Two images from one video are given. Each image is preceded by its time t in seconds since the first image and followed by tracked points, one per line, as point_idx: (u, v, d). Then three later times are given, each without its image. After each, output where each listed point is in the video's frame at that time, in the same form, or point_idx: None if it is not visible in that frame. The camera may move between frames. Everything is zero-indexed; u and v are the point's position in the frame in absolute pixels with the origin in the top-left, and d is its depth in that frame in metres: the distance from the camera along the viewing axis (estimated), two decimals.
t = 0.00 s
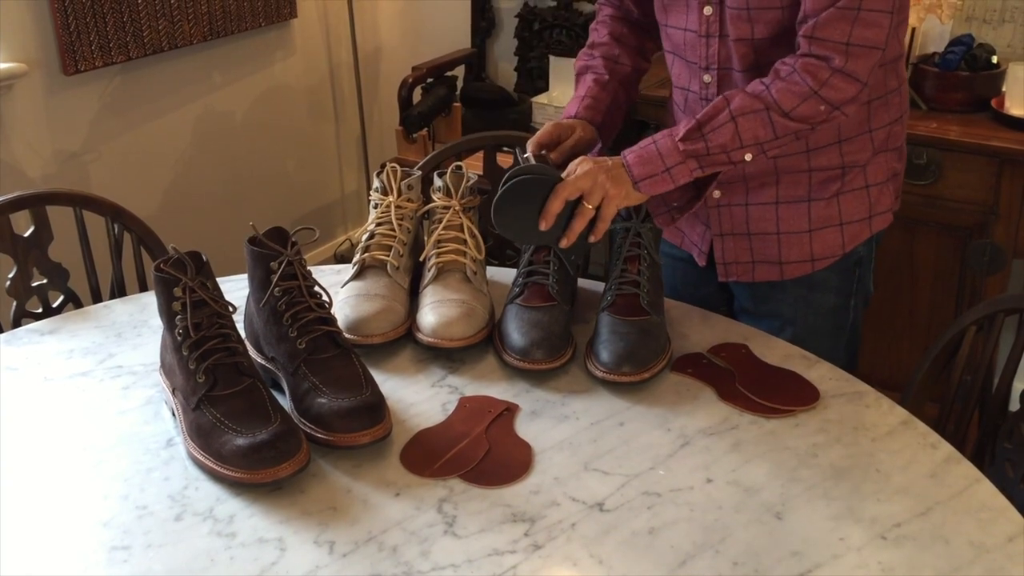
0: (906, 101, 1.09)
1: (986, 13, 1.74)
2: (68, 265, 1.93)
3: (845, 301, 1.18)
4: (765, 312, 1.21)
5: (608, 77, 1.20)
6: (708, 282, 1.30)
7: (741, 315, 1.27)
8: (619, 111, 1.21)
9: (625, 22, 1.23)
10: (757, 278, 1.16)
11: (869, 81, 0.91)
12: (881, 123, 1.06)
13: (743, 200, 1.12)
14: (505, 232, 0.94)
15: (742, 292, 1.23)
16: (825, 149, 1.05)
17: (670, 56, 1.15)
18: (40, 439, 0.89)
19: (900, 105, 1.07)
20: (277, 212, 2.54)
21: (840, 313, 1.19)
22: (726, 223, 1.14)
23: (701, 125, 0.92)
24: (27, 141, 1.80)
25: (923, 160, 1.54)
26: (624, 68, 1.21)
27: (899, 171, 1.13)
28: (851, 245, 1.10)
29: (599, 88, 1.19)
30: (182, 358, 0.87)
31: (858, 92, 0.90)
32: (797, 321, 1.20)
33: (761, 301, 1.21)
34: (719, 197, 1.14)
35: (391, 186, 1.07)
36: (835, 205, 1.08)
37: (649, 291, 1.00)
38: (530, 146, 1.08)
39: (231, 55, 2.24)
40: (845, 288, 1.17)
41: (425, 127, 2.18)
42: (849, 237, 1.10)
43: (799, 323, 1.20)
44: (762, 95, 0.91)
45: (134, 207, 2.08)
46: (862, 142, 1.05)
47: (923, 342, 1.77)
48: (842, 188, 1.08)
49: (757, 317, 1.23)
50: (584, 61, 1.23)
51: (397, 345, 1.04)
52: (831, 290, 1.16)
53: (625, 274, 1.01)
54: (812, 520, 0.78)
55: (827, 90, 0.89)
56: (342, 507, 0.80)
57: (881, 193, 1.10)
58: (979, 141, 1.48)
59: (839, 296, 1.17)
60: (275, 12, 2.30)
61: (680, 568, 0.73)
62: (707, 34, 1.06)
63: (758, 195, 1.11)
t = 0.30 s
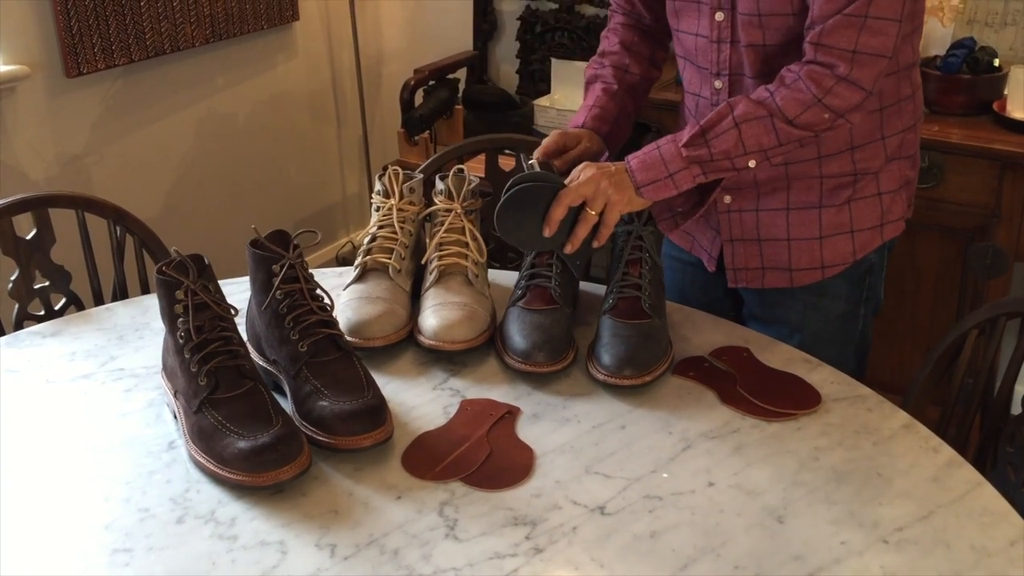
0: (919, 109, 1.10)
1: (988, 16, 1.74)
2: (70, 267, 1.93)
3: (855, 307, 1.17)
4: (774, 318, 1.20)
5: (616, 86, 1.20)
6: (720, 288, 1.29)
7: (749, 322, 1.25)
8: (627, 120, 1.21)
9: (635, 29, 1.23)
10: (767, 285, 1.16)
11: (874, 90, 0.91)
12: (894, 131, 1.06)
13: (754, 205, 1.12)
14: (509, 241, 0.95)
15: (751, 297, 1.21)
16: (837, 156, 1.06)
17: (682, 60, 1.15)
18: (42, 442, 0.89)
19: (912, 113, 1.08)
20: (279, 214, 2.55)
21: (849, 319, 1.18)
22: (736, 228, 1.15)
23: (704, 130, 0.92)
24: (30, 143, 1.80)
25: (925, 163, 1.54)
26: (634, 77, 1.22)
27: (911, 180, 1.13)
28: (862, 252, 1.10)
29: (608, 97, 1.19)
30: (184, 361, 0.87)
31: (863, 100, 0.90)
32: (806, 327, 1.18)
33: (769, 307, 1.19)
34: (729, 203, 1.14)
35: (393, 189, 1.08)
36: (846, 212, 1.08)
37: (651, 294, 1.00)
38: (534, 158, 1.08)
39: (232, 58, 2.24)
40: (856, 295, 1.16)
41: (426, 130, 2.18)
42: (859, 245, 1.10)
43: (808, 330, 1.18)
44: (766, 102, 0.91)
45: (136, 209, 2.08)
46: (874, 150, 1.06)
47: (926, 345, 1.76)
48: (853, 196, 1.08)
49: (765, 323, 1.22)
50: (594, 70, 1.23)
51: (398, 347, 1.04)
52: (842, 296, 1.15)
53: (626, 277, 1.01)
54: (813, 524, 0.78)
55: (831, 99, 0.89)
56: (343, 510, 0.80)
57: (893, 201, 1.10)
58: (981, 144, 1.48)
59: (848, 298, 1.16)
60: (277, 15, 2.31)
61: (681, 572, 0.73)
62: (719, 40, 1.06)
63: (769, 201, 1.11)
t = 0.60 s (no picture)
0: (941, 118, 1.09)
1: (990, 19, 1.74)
2: (73, 270, 1.94)
3: (875, 316, 1.16)
4: (795, 324, 1.18)
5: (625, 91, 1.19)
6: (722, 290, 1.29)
7: (767, 328, 1.24)
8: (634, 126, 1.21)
9: (653, 33, 1.21)
10: (787, 291, 1.15)
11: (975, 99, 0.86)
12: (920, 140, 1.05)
13: (776, 212, 1.11)
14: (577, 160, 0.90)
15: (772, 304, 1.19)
16: (863, 165, 1.04)
17: (708, 66, 1.12)
18: (44, 445, 0.89)
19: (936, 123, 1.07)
20: (281, 216, 2.55)
21: (869, 327, 1.16)
22: (757, 235, 1.14)
23: (801, 101, 0.87)
24: (33, 146, 1.81)
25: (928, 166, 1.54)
26: (645, 81, 1.20)
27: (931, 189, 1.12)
28: (884, 260, 1.10)
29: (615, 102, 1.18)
30: (187, 364, 0.87)
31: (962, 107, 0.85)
32: (827, 334, 1.16)
33: (791, 312, 1.18)
34: (751, 209, 1.13)
35: (395, 193, 1.08)
36: (870, 220, 1.07)
37: (653, 298, 1.00)
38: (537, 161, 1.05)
39: (235, 61, 2.24)
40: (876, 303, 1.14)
41: (429, 132, 2.18)
42: (882, 253, 1.09)
43: (828, 337, 1.16)
44: (868, 89, 0.85)
45: (139, 212, 2.08)
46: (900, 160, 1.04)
47: (928, 348, 1.76)
48: (878, 205, 1.07)
49: (786, 330, 1.20)
50: (607, 74, 1.22)
51: (401, 351, 1.04)
52: (864, 304, 1.13)
53: (628, 281, 1.01)
54: (815, 528, 0.78)
55: (934, 100, 0.84)
56: (345, 514, 0.80)
57: (914, 210, 1.09)
58: (984, 147, 1.48)
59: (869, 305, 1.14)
60: (280, 18, 2.31)
61: None
62: (749, 49, 1.02)
63: (792, 208, 1.10)
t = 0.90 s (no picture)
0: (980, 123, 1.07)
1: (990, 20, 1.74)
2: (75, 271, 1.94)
3: (915, 320, 1.15)
4: (835, 326, 1.17)
5: (622, 74, 1.18)
6: (724, 290, 1.29)
7: (806, 329, 1.23)
8: (628, 110, 1.19)
9: (661, 18, 1.22)
10: (830, 298, 1.14)
11: None
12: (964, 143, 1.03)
13: (817, 218, 1.11)
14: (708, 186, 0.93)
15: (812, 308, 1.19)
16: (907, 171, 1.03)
17: (751, 69, 1.12)
18: (47, 446, 0.89)
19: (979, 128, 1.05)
20: (282, 217, 2.55)
21: (909, 330, 1.16)
22: (798, 241, 1.13)
23: (936, 113, 0.91)
24: (36, 148, 1.81)
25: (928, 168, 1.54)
26: (645, 64, 1.20)
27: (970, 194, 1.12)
28: (928, 266, 1.09)
29: (611, 86, 1.17)
30: (188, 365, 0.87)
31: None
32: (868, 338, 1.16)
33: (832, 316, 1.17)
34: (793, 216, 1.12)
35: (396, 194, 1.08)
36: (916, 225, 1.06)
37: (654, 299, 1.00)
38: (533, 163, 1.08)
39: (237, 62, 2.25)
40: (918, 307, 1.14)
41: (430, 133, 2.18)
42: (926, 258, 1.09)
43: (869, 341, 1.16)
44: (1005, 84, 0.89)
45: (141, 212, 2.09)
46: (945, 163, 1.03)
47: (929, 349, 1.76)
48: (922, 209, 1.06)
49: (825, 332, 1.19)
50: (607, 56, 1.22)
51: (402, 352, 1.05)
52: (906, 308, 1.13)
53: (629, 282, 1.01)
54: (817, 529, 0.78)
55: None
56: (346, 514, 0.80)
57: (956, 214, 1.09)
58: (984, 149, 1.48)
59: (914, 312, 1.14)
60: (281, 19, 2.31)
61: None
62: (800, 52, 1.02)
63: (834, 213, 1.09)
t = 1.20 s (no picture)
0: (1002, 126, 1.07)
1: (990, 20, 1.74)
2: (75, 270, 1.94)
3: (932, 324, 1.16)
4: (854, 329, 1.18)
5: (627, 72, 1.18)
6: (740, 294, 1.29)
7: (824, 329, 1.24)
8: (633, 110, 1.18)
9: (672, 16, 1.21)
10: (851, 303, 1.15)
11: None
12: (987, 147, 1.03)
13: (839, 222, 1.11)
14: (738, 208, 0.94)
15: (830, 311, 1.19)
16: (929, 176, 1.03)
17: (772, 71, 1.12)
18: (48, 445, 0.89)
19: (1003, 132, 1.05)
20: (283, 216, 2.56)
21: (926, 334, 1.16)
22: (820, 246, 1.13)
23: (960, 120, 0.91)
24: (36, 147, 1.81)
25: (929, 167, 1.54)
26: (653, 64, 1.20)
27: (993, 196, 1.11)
28: (951, 270, 1.09)
29: (616, 83, 1.17)
30: (189, 364, 0.87)
31: None
32: (886, 342, 1.16)
33: (851, 320, 1.17)
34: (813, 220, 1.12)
35: (397, 193, 1.08)
36: (938, 229, 1.06)
37: (655, 298, 1.00)
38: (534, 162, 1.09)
39: (237, 61, 2.24)
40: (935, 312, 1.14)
41: (430, 133, 2.18)
42: (949, 262, 1.08)
43: (886, 344, 1.16)
44: None
45: (141, 212, 2.09)
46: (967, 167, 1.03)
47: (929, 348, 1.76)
48: (946, 213, 1.05)
49: (844, 334, 1.20)
50: (613, 53, 1.22)
51: (402, 351, 1.05)
52: (923, 312, 1.13)
53: (630, 281, 1.01)
54: (818, 528, 0.78)
55: None
56: (347, 513, 0.80)
57: (980, 217, 1.08)
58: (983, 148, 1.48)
59: (929, 314, 1.14)
60: (281, 19, 2.31)
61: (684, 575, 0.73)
62: (823, 53, 1.02)
63: (855, 218, 1.09)
